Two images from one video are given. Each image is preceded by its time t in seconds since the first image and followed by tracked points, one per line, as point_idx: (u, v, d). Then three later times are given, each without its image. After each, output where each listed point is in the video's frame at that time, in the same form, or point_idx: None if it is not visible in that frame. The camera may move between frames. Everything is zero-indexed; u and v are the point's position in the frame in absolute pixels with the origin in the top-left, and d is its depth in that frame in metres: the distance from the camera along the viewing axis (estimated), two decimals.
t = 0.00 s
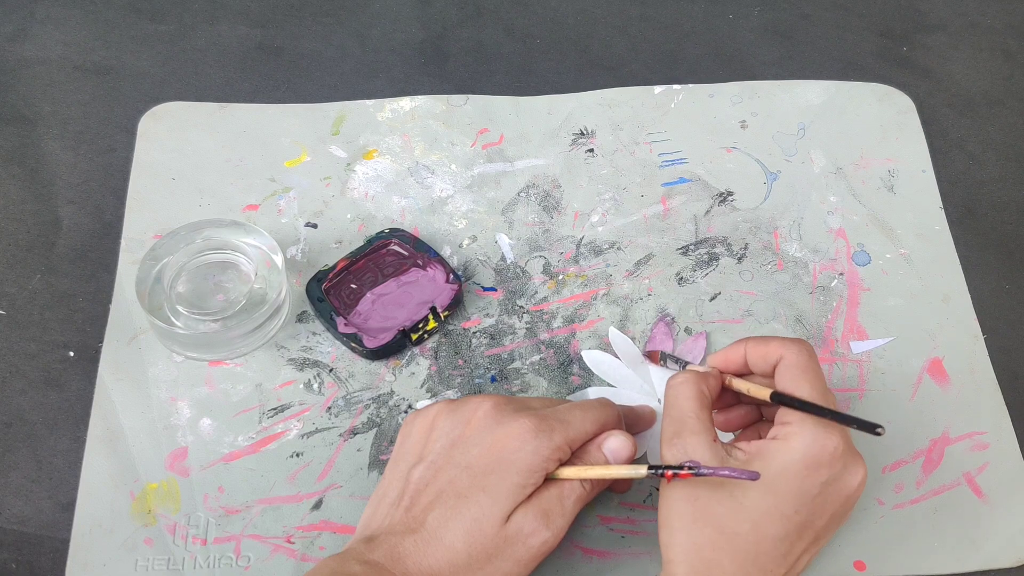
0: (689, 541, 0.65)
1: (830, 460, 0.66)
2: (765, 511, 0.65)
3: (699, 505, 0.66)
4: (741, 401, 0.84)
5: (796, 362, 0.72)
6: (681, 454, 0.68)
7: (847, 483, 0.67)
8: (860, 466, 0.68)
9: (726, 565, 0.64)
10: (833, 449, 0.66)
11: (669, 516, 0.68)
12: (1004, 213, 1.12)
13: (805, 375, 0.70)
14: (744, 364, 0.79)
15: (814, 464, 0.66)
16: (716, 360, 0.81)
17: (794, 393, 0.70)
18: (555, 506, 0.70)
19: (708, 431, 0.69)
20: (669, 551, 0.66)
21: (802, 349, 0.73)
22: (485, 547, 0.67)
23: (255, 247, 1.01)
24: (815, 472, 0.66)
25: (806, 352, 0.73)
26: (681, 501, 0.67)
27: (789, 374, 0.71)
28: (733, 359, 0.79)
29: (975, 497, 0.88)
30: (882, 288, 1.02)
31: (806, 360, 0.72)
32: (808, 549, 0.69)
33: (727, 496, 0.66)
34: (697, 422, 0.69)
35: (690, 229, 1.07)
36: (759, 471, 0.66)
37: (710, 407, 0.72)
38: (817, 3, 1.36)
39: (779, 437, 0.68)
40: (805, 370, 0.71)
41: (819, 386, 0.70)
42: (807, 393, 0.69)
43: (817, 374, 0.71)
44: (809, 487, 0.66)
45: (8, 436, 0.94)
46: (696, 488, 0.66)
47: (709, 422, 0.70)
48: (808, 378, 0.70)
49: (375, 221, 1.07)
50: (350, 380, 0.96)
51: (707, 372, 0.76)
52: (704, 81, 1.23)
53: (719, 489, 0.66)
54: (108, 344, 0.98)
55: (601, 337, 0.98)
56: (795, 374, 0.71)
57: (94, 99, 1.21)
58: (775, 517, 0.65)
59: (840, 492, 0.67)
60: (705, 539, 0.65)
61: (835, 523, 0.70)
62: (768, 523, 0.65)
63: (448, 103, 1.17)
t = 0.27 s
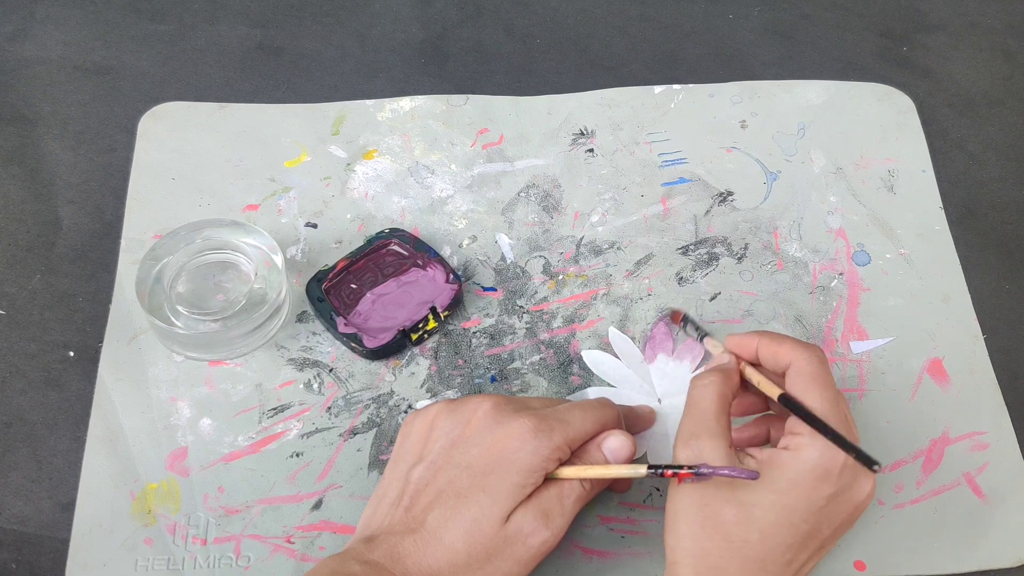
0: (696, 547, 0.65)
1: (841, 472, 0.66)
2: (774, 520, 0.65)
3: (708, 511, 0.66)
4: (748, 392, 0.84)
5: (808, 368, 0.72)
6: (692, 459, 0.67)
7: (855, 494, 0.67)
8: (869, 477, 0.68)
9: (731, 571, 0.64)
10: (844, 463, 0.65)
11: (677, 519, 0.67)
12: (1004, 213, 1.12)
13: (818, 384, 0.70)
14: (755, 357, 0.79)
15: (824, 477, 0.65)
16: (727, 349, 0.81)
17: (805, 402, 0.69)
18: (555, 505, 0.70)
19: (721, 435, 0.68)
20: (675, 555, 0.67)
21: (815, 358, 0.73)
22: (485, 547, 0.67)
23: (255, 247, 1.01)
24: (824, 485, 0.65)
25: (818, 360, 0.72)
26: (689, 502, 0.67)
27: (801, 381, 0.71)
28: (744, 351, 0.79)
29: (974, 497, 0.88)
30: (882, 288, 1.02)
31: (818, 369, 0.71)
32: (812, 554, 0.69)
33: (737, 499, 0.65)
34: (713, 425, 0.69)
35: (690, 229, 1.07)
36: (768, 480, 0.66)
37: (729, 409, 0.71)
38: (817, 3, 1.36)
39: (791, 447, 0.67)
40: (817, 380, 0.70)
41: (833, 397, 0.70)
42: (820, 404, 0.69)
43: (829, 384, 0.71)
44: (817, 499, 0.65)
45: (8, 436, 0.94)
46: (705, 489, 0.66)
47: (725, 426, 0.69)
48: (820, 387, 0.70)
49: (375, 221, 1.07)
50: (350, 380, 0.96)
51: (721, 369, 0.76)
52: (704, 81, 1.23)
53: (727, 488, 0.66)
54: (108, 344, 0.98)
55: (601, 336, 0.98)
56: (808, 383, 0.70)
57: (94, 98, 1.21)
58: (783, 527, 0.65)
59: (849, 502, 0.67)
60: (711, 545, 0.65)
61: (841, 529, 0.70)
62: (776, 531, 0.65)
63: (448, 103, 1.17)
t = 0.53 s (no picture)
0: (743, 555, 0.64)
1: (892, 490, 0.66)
2: (821, 534, 0.64)
3: (758, 520, 0.64)
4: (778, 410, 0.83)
5: (867, 384, 0.73)
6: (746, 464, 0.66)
7: (893, 514, 0.68)
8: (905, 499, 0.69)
9: None
10: (899, 481, 0.65)
11: (721, 523, 0.66)
12: (1004, 213, 1.12)
13: (873, 401, 0.71)
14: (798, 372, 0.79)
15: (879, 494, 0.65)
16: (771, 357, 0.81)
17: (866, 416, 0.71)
18: (553, 505, 0.70)
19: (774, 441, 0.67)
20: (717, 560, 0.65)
21: (873, 375, 0.74)
22: (484, 548, 0.67)
23: (255, 247, 1.01)
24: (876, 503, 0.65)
25: (875, 376, 0.74)
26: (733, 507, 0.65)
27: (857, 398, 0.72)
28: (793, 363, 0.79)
29: (974, 497, 0.88)
30: (882, 288, 1.02)
31: (877, 386, 0.73)
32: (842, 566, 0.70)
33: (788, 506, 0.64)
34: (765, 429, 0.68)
35: (690, 229, 1.07)
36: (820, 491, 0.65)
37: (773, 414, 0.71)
38: (817, 3, 1.36)
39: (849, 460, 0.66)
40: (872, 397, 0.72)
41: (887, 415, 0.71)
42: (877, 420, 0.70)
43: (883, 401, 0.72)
44: (867, 514, 0.65)
45: (8, 436, 0.94)
46: (753, 495, 0.65)
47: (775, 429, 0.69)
48: (879, 401, 0.71)
49: (375, 222, 1.07)
50: (350, 380, 0.96)
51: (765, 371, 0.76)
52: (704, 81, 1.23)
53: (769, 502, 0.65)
54: (108, 345, 0.98)
55: (601, 336, 0.98)
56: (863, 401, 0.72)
57: (94, 99, 1.21)
58: (830, 542, 0.64)
59: (886, 521, 0.68)
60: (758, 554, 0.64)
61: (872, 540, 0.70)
62: (822, 546, 0.64)
63: (448, 103, 1.17)
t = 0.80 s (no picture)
0: None
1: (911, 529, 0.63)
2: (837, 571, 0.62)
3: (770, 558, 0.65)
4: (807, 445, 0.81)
5: (899, 418, 0.70)
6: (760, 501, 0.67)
7: (918, 549, 0.65)
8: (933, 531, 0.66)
9: None
10: (916, 514, 0.63)
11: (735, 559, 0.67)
12: (1003, 213, 1.12)
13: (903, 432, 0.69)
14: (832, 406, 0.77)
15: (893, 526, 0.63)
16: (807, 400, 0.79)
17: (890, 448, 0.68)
18: (559, 521, 0.70)
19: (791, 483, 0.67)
20: None
21: (904, 404, 0.71)
22: (488, 558, 0.66)
23: (255, 247, 1.01)
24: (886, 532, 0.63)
25: (910, 409, 0.71)
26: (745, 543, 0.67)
27: (888, 430, 0.70)
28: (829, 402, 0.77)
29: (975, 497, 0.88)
30: (882, 288, 1.02)
31: (909, 417, 0.70)
32: None
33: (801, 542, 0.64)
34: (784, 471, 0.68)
35: (690, 228, 1.07)
36: (833, 530, 0.64)
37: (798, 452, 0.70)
38: (817, 3, 1.36)
39: (863, 493, 0.65)
40: (898, 427, 0.69)
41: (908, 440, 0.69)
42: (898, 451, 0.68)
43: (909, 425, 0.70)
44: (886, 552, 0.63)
45: (8, 436, 0.94)
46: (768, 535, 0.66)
47: (795, 470, 0.69)
48: (907, 435, 0.69)
49: (375, 221, 1.07)
50: (350, 381, 0.96)
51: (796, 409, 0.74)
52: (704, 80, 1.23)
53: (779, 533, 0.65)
54: (108, 344, 0.98)
55: (601, 336, 0.98)
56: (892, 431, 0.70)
57: (94, 98, 1.21)
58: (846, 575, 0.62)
59: (910, 558, 0.65)
60: None
61: None
62: None
63: (448, 103, 1.17)
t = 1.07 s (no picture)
0: None
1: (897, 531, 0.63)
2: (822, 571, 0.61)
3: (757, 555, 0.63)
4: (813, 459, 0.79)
5: (894, 425, 0.69)
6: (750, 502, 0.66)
7: (908, 555, 0.64)
8: (924, 539, 0.64)
9: None
10: (904, 518, 0.62)
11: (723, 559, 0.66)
12: (1003, 213, 1.12)
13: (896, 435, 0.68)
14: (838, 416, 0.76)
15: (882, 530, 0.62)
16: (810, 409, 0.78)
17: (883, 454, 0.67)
18: (562, 531, 0.70)
19: (786, 483, 0.66)
20: None
21: (904, 414, 0.70)
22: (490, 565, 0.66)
23: (255, 247, 1.01)
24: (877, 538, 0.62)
25: (907, 418, 0.69)
26: (737, 541, 0.66)
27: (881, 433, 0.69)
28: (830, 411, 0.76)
29: (974, 497, 0.88)
30: (882, 288, 1.02)
31: (906, 424, 0.69)
32: None
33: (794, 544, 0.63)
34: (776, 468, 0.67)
35: (690, 229, 1.07)
36: (825, 533, 0.63)
37: (795, 456, 0.69)
38: (817, 3, 1.36)
39: (851, 494, 0.64)
40: (895, 434, 0.68)
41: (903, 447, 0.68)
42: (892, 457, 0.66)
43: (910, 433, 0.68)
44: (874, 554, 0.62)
45: (8, 436, 0.94)
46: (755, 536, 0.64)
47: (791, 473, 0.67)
48: (900, 443, 0.67)
49: (375, 222, 1.07)
50: (350, 380, 0.96)
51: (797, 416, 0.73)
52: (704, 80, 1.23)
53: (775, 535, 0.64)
54: (108, 344, 0.98)
55: (601, 336, 0.98)
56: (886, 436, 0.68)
57: (94, 98, 1.21)
58: None
59: (901, 563, 0.64)
60: None
61: None
62: None
63: (448, 103, 1.17)
